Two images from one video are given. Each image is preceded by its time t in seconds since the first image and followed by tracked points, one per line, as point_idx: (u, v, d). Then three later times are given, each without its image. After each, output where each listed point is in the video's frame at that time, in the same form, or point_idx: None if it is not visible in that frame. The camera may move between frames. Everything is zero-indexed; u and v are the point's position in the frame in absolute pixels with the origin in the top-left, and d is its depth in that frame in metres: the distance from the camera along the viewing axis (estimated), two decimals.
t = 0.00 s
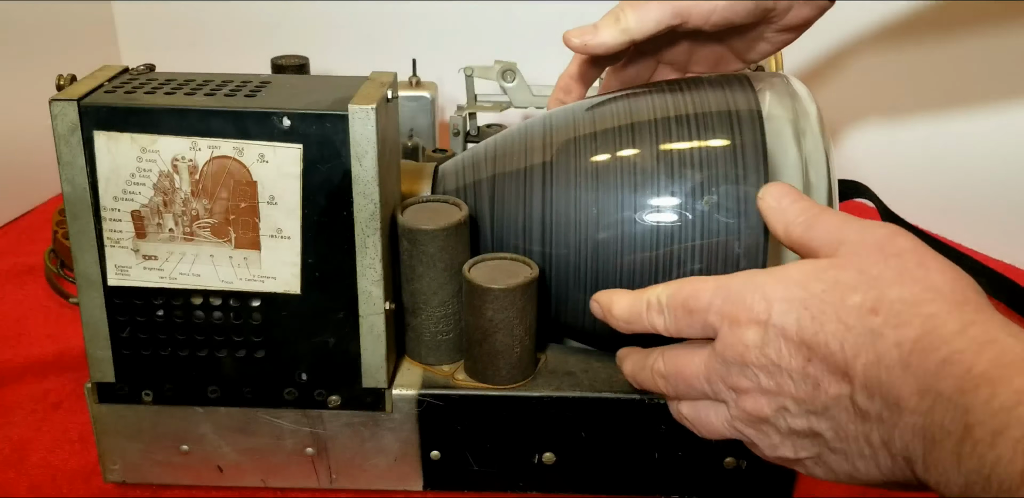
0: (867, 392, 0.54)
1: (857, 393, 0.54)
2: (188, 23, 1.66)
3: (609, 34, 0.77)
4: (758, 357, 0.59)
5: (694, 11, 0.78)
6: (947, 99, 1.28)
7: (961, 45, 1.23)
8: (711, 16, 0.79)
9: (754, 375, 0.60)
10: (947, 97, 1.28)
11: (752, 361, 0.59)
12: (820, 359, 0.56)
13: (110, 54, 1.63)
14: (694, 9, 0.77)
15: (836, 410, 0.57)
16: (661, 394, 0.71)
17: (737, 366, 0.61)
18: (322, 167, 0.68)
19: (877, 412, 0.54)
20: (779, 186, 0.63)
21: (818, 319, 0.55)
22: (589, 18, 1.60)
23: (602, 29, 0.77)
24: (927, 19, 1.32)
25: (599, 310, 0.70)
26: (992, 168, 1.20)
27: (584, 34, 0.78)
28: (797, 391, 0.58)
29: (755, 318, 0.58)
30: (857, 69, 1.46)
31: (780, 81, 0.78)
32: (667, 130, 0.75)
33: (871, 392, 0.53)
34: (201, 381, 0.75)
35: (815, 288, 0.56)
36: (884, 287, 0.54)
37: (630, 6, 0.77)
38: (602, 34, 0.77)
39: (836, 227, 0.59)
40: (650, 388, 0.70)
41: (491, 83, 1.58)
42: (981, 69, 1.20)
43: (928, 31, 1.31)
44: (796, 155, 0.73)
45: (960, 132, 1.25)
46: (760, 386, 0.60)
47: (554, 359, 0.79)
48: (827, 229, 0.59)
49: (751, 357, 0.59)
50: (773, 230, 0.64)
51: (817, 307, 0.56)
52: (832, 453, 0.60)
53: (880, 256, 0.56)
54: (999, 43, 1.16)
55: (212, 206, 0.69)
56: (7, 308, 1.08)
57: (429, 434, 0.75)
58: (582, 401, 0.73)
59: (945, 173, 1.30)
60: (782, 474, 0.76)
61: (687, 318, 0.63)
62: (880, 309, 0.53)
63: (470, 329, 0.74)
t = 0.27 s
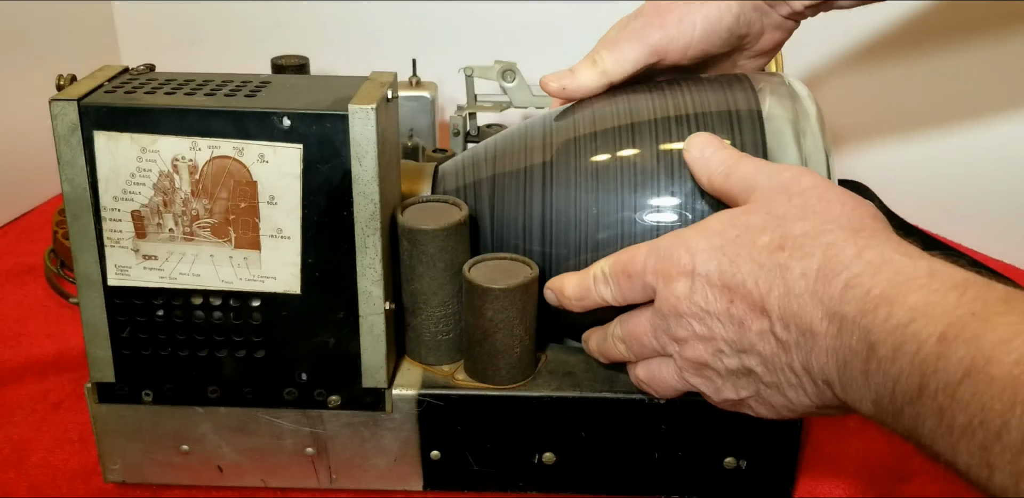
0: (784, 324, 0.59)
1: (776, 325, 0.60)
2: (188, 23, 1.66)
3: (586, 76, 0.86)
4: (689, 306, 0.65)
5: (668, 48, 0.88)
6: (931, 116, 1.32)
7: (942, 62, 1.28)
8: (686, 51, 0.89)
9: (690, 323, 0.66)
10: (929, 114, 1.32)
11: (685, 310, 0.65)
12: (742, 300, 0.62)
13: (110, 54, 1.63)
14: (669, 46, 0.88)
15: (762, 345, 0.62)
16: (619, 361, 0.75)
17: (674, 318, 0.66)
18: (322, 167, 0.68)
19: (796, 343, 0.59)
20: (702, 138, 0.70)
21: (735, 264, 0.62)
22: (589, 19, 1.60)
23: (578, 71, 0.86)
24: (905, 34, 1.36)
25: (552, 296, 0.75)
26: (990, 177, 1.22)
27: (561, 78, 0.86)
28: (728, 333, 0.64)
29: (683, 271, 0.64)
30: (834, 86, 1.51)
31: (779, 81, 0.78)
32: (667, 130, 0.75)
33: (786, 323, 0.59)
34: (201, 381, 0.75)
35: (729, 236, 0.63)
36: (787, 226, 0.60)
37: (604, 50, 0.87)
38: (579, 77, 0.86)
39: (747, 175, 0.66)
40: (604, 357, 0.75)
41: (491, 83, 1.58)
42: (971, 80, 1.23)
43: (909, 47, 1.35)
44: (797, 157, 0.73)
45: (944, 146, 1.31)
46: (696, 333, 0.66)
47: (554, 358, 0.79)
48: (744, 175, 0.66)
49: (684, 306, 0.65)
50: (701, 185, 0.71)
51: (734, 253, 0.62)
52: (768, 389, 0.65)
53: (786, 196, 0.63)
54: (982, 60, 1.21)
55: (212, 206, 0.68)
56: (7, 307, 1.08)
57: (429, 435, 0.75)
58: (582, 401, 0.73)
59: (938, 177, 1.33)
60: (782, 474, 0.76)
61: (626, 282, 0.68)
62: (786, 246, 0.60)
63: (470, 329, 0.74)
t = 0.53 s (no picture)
0: (778, 304, 0.59)
1: (770, 306, 0.60)
2: (187, 23, 1.66)
3: (574, 84, 0.84)
4: (685, 294, 0.65)
5: (656, 61, 0.87)
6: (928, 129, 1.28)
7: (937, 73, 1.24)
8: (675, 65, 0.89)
9: (687, 311, 0.65)
10: (924, 125, 1.28)
11: (681, 297, 0.65)
12: (736, 283, 0.62)
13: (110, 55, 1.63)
14: (657, 59, 0.87)
15: (759, 328, 0.62)
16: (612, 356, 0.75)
17: (671, 306, 0.66)
18: (322, 167, 0.68)
19: (790, 322, 0.59)
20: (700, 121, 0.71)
21: (727, 247, 0.62)
22: (589, 19, 1.60)
23: (567, 79, 0.84)
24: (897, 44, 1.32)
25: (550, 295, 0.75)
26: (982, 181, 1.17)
27: (549, 87, 0.84)
28: (725, 318, 0.63)
29: (677, 259, 0.65)
30: (827, 99, 1.47)
31: (781, 82, 0.78)
32: (667, 130, 0.75)
33: (780, 302, 0.59)
34: (201, 381, 0.75)
35: (720, 221, 0.63)
36: (776, 207, 0.61)
37: (593, 58, 0.85)
38: (567, 85, 0.84)
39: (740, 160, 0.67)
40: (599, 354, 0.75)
41: (491, 83, 1.58)
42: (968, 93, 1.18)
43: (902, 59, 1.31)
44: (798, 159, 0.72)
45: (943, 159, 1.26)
46: (694, 320, 0.66)
47: (554, 358, 0.79)
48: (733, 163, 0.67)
49: (680, 292, 0.65)
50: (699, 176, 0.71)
51: (726, 236, 0.62)
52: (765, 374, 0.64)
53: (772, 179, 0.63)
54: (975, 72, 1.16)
55: (212, 206, 0.68)
56: (7, 307, 1.08)
57: (429, 435, 0.75)
58: (582, 401, 0.73)
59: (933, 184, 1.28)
60: (782, 475, 0.76)
61: (622, 274, 0.69)
62: (775, 226, 0.60)
63: (470, 329, 0.74)
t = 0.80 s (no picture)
0: (774, 307, 0.59)
1: (766, 310, 0.59)
2: (188, 23, 1.66)
3: (562, 91, 0.83)
4: (682, 302, 0.65)
5: (646, 66, 0.87)
6: (924, 129, 1.28)
7: (931, 75, 1.25)
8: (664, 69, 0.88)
9: (684, 319, 0.65)
10: (920, 126, 1.29)
11: (678, 305, 0.65)
12: (729, 289, 0.61)
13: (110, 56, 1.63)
14: (646, 64, 0.86)
15: (757, 332, 0.61)
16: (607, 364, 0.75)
17: (667, 315, 0.66)
18: (322, 167, 0.68)
19: (788, 323, 0.58)
20: (706, 134, 0.72)
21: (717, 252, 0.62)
22: (589, 19, 1.60)
23: (555, 88, 0.84)
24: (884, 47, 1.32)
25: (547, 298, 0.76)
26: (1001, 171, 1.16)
27: (537, 96, 0.84)
28: (722, 324, 0.63)
29: (669, 269, 0.65)
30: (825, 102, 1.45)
31: (780, 81, 0.79)
32: (667, 130, 0.76)
33: (775, 305, 0.58)
34: (201, 381, 0.75)
35: (710, 227, 0.63)
36: (765, 209, 0.61)
37: (581, 63, 0.85)
38: (555, 93, 0.84)
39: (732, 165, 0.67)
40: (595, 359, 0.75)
41: (491, 83, 1.58)
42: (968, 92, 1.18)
43: (892, 61, 1.31)
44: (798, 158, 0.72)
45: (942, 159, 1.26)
46: (692, 328, 0.65)
47: (554, 359, 0.79)
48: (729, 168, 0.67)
49: (676, 301, 0.65)
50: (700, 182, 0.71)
51: (716, 242, 0.62)
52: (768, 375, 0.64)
53: (762, 185, 0.64)
54: (975, 69, 1.17)
55: (212, 206, 0.69)
56: (7, 307, 1.08)
57: (430, 435, 0.75)
58: (582, 401, 0.73)
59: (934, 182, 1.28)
60: (782, 475, 0.76)
61: (616, 283, 0.69)
62: (765, 229, 0.60)
63: (470, 329, 0.74)
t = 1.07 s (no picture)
0: (765, 328, 0.59)
1: (757, 330, 0.60)
2: (188, 23, 1.66)
3: (556, 90, 0.83)
4: (675, 323, 0.65)
5: (639, 62, 0.87)
6: (915, 127, 1.28)
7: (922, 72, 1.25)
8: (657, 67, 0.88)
9: (678, 340, 0.66)
10: (911, 124, 1.29)
11: (671, 327, 0.65)
12: (717, 310, 0.61)
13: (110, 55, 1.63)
14: (639, 61, 0.87)
15: (751, 350, 0.62)
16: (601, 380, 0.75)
17: (661, 337, 0.67)
18: (322, 167, 0.68)
19: (781, 343, 0.59)
20: (702, 133, 0.71)
21: (702, 273, 0.62)
22: (589, 19, 1.60)
23: (549, 87, 0.84)
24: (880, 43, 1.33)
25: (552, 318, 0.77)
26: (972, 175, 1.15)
27: (531, 97, 0.84)
28: (716, 344, 0.64)
29: (655, 293, 0.65)
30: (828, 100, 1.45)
31: (780, 76, 0.78)
32: (667, 126, 0.76)
33: (765, 325, 0.59)
34: (201, 381, 0.75)
35: (693, 246, 0.63)
36: (744, 228, 0.61)
37: (575, 61, 0.85)
38: (550, 93, 0.84)
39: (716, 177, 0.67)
40: (591, 376, 0.75)
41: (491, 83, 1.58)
42: (955, 89, 1.18)
43: (891, 57, 1.32)
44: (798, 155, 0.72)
45: (929, 157, 1.26)
46: (687, 348, 0.66)
47: (554, 359, 0.79)
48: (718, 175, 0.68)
49: (669, 323, 0.65)
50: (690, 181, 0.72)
51: (700, 263, 0.62)
52: (767, 385, 0.65)
53: (742, 200, 0.63)
54: (961, 66, 1.17)
55: (212, 206, 0.69)
56: (7, 308, 1.08)
57: (429, 434, 0.75)
58: (582, 401, 0.73)
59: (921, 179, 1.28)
60: (782, 474, 0.76)
61: (610, 303, 0.70)
62: (746, 249, 0.60)
63: (470, 329, 0.74)
